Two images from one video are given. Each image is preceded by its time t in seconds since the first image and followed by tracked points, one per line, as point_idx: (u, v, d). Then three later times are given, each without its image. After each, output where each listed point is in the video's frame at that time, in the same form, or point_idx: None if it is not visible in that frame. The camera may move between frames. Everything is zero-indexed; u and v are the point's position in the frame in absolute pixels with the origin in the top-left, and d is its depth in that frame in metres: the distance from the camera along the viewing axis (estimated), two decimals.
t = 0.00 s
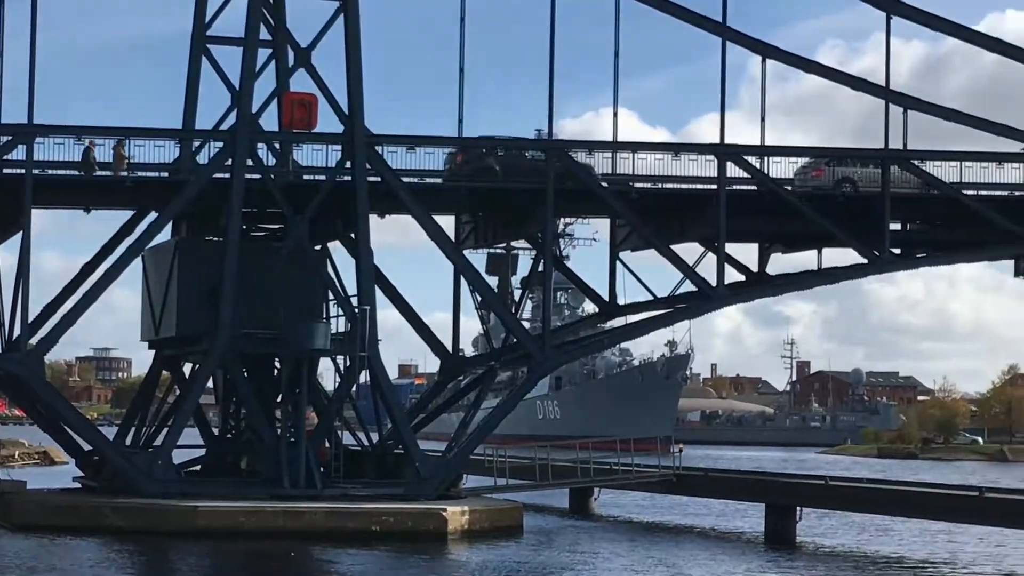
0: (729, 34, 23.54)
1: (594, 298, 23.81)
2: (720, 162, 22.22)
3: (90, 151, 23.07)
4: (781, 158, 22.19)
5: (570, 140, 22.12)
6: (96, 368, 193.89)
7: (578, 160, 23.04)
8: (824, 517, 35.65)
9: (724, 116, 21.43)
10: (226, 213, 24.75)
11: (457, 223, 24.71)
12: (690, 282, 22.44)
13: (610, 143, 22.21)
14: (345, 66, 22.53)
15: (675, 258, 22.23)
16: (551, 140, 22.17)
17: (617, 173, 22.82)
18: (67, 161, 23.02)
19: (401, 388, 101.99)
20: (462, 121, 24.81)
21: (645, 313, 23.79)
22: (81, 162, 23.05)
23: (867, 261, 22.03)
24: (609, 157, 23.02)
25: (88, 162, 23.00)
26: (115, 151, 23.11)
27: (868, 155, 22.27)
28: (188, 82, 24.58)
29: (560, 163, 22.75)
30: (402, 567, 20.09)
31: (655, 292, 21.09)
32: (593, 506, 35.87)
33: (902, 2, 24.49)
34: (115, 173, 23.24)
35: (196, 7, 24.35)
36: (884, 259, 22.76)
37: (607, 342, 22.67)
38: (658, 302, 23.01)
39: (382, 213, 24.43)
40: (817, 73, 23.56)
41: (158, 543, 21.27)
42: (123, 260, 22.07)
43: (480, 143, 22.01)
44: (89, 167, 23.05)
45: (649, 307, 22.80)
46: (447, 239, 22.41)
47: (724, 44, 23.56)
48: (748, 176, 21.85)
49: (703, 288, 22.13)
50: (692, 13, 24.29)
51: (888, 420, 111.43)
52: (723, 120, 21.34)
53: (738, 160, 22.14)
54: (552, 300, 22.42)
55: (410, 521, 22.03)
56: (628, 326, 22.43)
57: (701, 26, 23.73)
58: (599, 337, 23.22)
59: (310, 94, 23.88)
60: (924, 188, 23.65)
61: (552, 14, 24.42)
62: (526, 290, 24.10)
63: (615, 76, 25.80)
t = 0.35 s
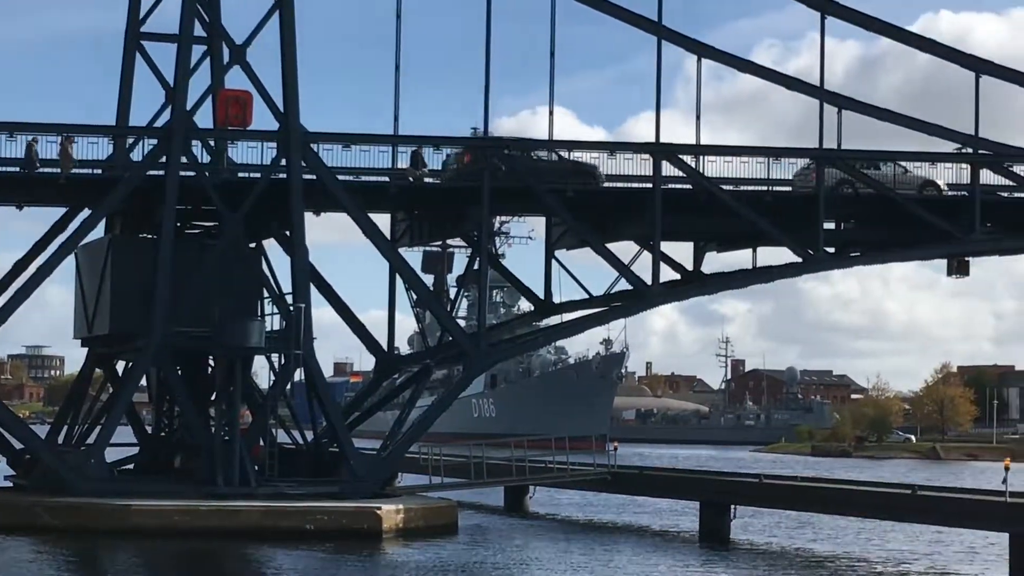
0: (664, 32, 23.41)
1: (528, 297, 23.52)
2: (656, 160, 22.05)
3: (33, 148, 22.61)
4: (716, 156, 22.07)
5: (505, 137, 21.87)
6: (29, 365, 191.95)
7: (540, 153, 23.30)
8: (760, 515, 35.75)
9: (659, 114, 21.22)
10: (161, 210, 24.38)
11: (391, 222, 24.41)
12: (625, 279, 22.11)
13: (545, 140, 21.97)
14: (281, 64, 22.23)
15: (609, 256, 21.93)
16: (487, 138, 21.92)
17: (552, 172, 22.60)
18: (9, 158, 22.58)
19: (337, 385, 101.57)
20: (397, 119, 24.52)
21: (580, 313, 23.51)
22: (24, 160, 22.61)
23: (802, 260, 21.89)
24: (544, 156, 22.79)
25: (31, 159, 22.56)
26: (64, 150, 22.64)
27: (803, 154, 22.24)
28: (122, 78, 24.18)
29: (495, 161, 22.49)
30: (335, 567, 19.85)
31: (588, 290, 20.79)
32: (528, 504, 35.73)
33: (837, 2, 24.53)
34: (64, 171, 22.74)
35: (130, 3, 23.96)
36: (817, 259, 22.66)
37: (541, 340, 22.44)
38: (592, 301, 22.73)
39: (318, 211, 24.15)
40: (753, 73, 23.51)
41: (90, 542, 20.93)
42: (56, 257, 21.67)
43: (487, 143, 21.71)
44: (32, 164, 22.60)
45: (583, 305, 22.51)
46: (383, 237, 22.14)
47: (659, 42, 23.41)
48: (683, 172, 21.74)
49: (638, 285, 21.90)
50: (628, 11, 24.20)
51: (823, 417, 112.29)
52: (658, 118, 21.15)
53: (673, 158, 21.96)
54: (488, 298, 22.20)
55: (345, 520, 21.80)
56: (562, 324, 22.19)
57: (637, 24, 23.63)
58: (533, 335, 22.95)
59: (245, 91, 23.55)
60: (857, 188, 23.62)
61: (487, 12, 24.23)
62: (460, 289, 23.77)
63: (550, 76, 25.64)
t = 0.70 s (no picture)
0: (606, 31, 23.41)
1: (470, 295, 23.39)
2: (596, 159, 22.00)
3: None
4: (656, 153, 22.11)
5: (446, 135, 21.83)
6: None
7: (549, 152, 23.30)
8: (700, 514, 35.96)
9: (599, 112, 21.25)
10: (100, 207, 24.18)
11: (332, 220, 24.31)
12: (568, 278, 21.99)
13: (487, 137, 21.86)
14: (222, 60, 22.10)
15: (550, 254, 21.90)
16: (431, 137, 21.88)
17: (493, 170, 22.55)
18: None
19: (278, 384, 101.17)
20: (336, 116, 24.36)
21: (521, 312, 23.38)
22: None
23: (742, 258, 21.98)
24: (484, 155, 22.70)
25: None
26: (16, 146, 22.38)
27: (744, 154, 22.35)
28: (61, 75, 23.95)
29: (438, 160, 22.40)
30: (275, 565, 19.75)
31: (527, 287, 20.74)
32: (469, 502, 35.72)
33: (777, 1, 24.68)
34: (18, 167, 22.40)
35: None
36: (759, 257, 22.67)
37: (482, 339, 22.40)
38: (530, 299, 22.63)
39: (259, 208, 24.01)
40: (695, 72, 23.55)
41: (27, 540, 20.80)
42: None
43: (500, 141, 21.55)
44: None
45: (523, 303, 22.48)
46: (323, 235, 22.03)
47: (600, 41, 23.45)
48: (623, 171, 21.78)
49: (580, 284, 21.82)
50: (569, 10, 24.25)
51: (763, 416, 113.05)
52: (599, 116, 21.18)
53: (614, 158, 22.01)
54: (429, 296, 22.14)
55: (284, 519, 21.73)
56: (503, 323, 22.17)
57: (578, 22, 23.65)
58: (475, 333, 22.86)
59: (186, 88, 23.38)
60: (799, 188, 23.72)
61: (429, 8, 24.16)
62: (400, 287, 23.69)
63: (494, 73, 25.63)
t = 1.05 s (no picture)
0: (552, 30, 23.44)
1: (414, 294, 23.37)
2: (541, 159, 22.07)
3: None
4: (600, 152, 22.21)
5: (391, 134, 21.82)
6: None
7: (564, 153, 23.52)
8: (645, 512, 36.16)
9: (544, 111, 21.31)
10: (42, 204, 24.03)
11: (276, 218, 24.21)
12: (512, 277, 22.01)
13: (432, 137, 21.85)
14: (166, 57, 22.01)
15: (494, 253, 21.91)
16: (376, 135, 21.89)
17: (439, 168, 22.58)
18: None
19: (221, 381, 100.60)
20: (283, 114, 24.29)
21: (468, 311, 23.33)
22: None
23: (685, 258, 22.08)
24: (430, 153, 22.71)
25: None
26: None
27: (688, 153, 22.51)
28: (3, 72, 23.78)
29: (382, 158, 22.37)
30: (218, 564, 19.68)
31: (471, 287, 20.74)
32: (413, 502, 35.72)
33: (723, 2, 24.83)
34: None
35: None
36: (704, 256, 22.78)
37: (427, 338, 22.40)
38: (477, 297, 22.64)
39: (203, 206, 23.93)
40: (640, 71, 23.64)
41: None
42: None
43: (514, 143, 21.73)
44: None
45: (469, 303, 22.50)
46: (269, 233, 21.98)
47: (546, 40, 23.51)
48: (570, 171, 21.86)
49: (525, 282, 21.86)
50: (515, 8, 24.29)
51: (707, 415, 113.62)
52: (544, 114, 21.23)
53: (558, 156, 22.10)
54: (374, 295, 22.14)
55: (228, 518, 21.70)
56: (448, 322, 22.18)
57: (524, 21, 23.69)
58: (419, 331, 22.87)
59: (130, 85, 23.26)
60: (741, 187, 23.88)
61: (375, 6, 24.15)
62: (345, 285, 23.65)
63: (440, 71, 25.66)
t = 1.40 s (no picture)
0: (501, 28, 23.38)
1: (363, 292, 23.34)
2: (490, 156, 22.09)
3: None
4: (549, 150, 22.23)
5: (341, 132, 21.78)
6: None
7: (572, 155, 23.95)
8: (593, 510, 36.31)
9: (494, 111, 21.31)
10: None
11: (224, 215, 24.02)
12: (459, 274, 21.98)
13: (382, 135, 21.78)
14: (112, 53, 21.90)
15: (443, 251, 21.87)
16: (326, 132, 21.86)
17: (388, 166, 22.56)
18: None
19: (168, 378, 100.04)
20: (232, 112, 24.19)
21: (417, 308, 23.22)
22: None
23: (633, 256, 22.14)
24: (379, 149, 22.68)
25: None
26: None
27: (636, 152, 22.61)
28: None
29: (331, 156, 22.30)
30: (166, 563, 19.62)
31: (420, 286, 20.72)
32: (361, 499, 35.68)
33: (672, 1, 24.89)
34: None
35: None
36: (652, 254, 22.88)
37: (375, 336, 22.36)
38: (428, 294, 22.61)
39: (150, 203, 23.83)
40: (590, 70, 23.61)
41: None
42: None
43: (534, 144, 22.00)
44: None
45: (418, 301, 22.47)
46: (217, 230, 21.91)
47: (496, 38, 23.49)
48: (519, 169, 21.88)
49: (472, 280, 21.88)
50: (465, 7, 24.31)
51: (655, 412, 114.05)
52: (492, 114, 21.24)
53: (507, 154, 22.15)
54: (323, 292, 22.12)
55: (176, 516, 21.62)
56: (397, 319, 22.16)
57: (475, 20, 23.64)
58: (367, 330, 22.87)
59: (76, 81, 23.12)
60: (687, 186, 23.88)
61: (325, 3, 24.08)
62: (293, 283, 23.61)
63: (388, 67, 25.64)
